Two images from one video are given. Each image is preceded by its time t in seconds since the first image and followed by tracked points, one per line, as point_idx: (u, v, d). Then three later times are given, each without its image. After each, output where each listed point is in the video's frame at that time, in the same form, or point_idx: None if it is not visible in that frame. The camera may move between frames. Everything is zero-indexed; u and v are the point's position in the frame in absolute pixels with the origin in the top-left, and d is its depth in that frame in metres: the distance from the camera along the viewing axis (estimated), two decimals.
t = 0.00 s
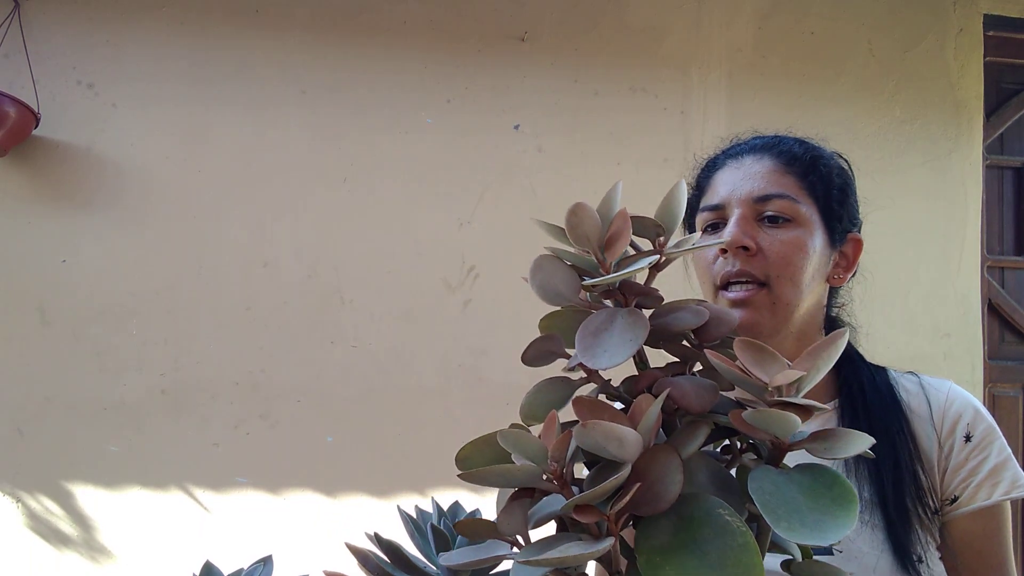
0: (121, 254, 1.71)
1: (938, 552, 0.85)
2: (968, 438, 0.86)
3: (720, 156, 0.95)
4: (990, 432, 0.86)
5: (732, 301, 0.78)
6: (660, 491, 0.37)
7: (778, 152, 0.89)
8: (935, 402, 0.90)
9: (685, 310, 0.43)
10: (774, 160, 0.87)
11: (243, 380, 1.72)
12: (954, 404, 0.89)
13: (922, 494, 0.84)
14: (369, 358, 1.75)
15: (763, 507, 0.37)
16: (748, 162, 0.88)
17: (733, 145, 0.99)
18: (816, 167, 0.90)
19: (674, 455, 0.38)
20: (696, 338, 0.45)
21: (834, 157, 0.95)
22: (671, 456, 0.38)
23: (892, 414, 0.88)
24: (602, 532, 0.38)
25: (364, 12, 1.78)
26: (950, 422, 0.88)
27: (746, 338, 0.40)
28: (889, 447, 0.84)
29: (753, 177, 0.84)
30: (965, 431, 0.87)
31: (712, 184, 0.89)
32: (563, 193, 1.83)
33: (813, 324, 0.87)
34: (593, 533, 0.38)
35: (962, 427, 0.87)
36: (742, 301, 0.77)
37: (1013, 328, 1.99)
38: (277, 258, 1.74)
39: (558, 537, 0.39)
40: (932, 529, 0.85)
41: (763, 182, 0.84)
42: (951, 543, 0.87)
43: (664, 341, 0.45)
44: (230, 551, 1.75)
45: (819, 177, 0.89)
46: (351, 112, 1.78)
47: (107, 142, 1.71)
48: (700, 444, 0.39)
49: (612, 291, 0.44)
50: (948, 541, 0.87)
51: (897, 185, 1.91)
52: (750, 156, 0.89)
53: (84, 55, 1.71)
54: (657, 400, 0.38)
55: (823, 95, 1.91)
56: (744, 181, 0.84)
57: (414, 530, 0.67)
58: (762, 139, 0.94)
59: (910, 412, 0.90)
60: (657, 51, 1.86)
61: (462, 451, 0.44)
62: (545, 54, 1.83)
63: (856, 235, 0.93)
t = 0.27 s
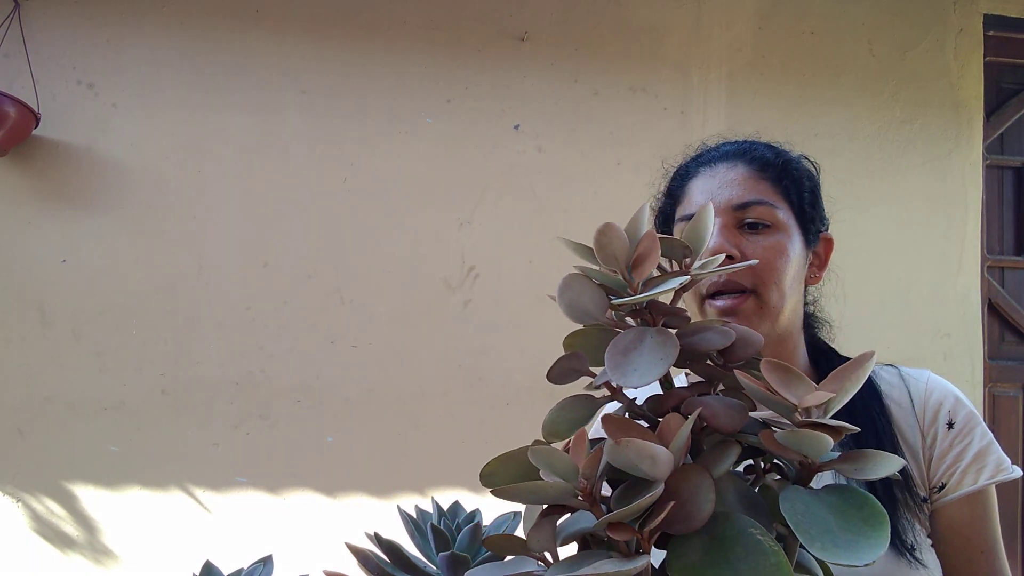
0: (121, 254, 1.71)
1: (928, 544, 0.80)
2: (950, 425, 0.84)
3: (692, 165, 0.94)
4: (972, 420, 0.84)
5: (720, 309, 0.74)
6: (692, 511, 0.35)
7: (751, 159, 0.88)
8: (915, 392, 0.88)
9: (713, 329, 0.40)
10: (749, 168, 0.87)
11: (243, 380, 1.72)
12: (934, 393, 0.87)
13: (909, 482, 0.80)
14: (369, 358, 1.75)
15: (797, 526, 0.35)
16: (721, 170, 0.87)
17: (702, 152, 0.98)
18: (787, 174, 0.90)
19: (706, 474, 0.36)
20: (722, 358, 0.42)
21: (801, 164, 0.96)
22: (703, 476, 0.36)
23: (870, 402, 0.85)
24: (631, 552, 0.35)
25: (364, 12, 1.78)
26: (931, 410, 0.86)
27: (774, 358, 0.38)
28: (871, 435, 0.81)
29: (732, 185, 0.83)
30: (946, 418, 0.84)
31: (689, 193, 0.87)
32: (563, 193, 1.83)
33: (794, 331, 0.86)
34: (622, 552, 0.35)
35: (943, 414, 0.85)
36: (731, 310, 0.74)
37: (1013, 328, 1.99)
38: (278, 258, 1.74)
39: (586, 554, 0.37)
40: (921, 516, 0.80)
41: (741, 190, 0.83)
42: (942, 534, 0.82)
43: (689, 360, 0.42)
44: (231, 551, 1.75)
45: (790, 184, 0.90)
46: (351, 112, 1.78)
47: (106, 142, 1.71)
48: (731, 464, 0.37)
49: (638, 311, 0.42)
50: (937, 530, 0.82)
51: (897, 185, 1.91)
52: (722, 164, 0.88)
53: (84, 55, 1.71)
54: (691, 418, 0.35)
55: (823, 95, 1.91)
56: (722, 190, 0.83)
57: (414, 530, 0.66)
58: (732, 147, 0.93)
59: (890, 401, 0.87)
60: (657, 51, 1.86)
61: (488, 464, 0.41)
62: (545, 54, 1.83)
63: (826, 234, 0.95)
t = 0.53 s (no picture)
0: (121, 254, 1.71)
1: (927, 543, 0.80)
2: (946, 425, 0.84)
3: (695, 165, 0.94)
4: (967, 419, 0.84)
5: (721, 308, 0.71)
6: (710, 519, 0.34)
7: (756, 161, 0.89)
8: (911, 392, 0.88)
9: (727, 337, 0.39)
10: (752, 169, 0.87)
11: (243, 380, 1.72)
12: (930, 393, 0.87)
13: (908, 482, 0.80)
14: (369, 358, 1.75)
15: (816, 536, 0.34)
16: (725, 172, 0.87)
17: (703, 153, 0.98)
18: (789, 178, 0.91)
19: (723, 482, 0.35)
20: (735, 366, 0.42)
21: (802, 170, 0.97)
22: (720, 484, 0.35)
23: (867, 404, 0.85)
24: (647, 561, 0.35)
25: (364, 12, 1.78)
26: (927, 409, 0.85)
27: (789, 368, 0.38)
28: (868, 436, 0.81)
29: (735, 186, 0.84)
30: (943, 417, 0.84)
31: (691, 194, 0.87)
32: (563, 194, 1.83)
33: (791, 332, 0.86)
34: (639, 562, 0.35)
35: (940, 414, 0.85)
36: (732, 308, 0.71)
37: (1013, 328, 1.99)
38: (277, 258, 1.74)
39: (600, 562, 0.37)
40: (921, 516, 0.80)
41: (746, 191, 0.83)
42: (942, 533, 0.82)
43: (702, 367, 0.42)
44: (231, 551, 1.75)
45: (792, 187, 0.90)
46: (351, 112, 1.78)
47: (106, 142, 1.71)
48: (749, 473, 0.36)
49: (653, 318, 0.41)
50: (936, 529, 0.82)
51: (897, 185, 1.91)
52: (725, 165, 0.88)
53: (84, 55, 1.71)
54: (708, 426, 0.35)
55: (823, 96, 1.91)
56: (725, 191, 0.83)
57: (414, 530, 0.66)
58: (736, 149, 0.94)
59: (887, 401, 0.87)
60: (657, 51, 1.86)
61: (497, 473, 0.41)
62: (544, 54, 1.83)
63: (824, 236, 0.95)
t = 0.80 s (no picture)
0: (121, 254, 1.71)
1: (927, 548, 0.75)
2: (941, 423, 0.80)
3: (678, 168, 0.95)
4: (965, 416, 0.79)
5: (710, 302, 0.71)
6: None
7: (738, 157, 0.89)
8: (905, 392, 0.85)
9: (770, 386, 0.38)
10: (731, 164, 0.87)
11: (243, 380, 1.72)
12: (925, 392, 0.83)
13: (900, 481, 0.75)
14: (370, 359, 1.75)
15: None
16: (709, 169, 0.87)
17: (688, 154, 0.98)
18: (773, 174, 0.90)
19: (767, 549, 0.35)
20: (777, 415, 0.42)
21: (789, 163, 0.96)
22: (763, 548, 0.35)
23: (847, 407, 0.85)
24: None
25: (364, 12, 1.78)
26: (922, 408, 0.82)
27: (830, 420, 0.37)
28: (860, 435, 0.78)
29: (715, 181, 0.84)
30: (937, 414, 0.80)
31: (677, 191, 0.87)
32: (563, 193, 1.83)
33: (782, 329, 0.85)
34: None
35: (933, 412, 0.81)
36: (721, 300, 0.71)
37: (1013, 328, 1.99)
38: (277, 258, 1.74)
39: None
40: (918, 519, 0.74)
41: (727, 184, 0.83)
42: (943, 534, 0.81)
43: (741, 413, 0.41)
44: (231, 552, 1.74)
45: (775, 183, 0.90)
46: (351, 112, 1.78)
47: (107, 142, 1.71)
48: (797, 539, 0.35)
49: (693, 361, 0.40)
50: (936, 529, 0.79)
51: (896, 185, 1.91)
52: (709, 163, 0.88)
53: (84, 55, 1.71)
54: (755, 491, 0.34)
55: (823, 95, 1.91)
56: (710, 186, 0.83)
57: (415, 530, 0.66)
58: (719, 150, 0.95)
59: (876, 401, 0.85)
60: (657, 51, 1.86)
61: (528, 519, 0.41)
62: (545, 54, 1.83)
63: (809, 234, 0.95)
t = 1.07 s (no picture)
0: (121, 254, 1.71)
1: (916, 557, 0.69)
2: (925, 417, 0.73)
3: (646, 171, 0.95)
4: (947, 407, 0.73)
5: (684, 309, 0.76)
6: None
7: (702, 158, 0.89)
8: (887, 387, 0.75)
9: (847, 434, 0.40)
10: (696, 166, 0.87)
11: (243, 380, 1.72)
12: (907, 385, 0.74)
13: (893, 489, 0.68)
14: (369, 359, 1.75)
15: None
16: (676, 173, 0.88)
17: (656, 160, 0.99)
18: (739, 171, 0.90)
19: None
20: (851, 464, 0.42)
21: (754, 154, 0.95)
22: None
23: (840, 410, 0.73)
24: None
25: (364, 12, 1.78)
26: (904, 402, 0.74)
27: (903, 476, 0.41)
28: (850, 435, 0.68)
29: (681, 186, 0.84)
30: (923, 410, 0.73)
31: (646, 199, 0.88)
32: (563, 193, 1.83)
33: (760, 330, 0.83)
34: None
35: (917, 405, 0.73)
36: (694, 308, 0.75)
37: (1013, 328, 1.99)
38: (277, 258, 1.74)
39: None
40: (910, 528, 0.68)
41: (692, 188, 0.83)
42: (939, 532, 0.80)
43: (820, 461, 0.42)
44: (230, 552, 1.74)
45: (742, 184, 0.89)
46: (351, 112, 1.78)
47: (107, 142, 1.71)
48: None
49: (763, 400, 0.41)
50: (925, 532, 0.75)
51: (895, 185, 1.91)
52: (677, 167, 0.89)
53: (84, 55, 1.71)
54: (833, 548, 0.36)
55: (823, 95, 1.91)
56: (679, 191, 0.83)
57: (415, 530, 0.66)
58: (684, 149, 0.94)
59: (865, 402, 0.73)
60: (657, 51, 1.86)
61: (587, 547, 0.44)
62: (545, 54, 1.83)
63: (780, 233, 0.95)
